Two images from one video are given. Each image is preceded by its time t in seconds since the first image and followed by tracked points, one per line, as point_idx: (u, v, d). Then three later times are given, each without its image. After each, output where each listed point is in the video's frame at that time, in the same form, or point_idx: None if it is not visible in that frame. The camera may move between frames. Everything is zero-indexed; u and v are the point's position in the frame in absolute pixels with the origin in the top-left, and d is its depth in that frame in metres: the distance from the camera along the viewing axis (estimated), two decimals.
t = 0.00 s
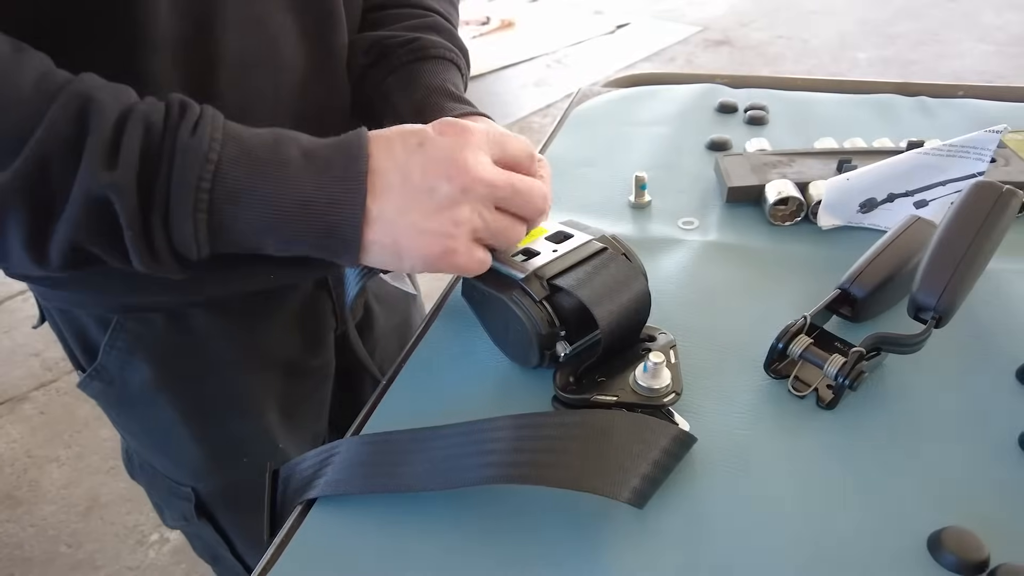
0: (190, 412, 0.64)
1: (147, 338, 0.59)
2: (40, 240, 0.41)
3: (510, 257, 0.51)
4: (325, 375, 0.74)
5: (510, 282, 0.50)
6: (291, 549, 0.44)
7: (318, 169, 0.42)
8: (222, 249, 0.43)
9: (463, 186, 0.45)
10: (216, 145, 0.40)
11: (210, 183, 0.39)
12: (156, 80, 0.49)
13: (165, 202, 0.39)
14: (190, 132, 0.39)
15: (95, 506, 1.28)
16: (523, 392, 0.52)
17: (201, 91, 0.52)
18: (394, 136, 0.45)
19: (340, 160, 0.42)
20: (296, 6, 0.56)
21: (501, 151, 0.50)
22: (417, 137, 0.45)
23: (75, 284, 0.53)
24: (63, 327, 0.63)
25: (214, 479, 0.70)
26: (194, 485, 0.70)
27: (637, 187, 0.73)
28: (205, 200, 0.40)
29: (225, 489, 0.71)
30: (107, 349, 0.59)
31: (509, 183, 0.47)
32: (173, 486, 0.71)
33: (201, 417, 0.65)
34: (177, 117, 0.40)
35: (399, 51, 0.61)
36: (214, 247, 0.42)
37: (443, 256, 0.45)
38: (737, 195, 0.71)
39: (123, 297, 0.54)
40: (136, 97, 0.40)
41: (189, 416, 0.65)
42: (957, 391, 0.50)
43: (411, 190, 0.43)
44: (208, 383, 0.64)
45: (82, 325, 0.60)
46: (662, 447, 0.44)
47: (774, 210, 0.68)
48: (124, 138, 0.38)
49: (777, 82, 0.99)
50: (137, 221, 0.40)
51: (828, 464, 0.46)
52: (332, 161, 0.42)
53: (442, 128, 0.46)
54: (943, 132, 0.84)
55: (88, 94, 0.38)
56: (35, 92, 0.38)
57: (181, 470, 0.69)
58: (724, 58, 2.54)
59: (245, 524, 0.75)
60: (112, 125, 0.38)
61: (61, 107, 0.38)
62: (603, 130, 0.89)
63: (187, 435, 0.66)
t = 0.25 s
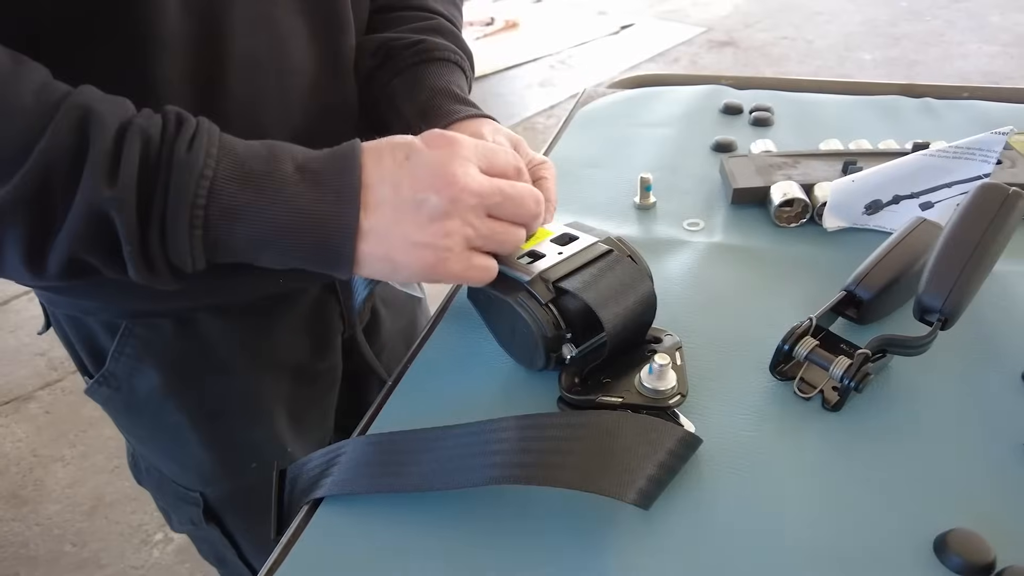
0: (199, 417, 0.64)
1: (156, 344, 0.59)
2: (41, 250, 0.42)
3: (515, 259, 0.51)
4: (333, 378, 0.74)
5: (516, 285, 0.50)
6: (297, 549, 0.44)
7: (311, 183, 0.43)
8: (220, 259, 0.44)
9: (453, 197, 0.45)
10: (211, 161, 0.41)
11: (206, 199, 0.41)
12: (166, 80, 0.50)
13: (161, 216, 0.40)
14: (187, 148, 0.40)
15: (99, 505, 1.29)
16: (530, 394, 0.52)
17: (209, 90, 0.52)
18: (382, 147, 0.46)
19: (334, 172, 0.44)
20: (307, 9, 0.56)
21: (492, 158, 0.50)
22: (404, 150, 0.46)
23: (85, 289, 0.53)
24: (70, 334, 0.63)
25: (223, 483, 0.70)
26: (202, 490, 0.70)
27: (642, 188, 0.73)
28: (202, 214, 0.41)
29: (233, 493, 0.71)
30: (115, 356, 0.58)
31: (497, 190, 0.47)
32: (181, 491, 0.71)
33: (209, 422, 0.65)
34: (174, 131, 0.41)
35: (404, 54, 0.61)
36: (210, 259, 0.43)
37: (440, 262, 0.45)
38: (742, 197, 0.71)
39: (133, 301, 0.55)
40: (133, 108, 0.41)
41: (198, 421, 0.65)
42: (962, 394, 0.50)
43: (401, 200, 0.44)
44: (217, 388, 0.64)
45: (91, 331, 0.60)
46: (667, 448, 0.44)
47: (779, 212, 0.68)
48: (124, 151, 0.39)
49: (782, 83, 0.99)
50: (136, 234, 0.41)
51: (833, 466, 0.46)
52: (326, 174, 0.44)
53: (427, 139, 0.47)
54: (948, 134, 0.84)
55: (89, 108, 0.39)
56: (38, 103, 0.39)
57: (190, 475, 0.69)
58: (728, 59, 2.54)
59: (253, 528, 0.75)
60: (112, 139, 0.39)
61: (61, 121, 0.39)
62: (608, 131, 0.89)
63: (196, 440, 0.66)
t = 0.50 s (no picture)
0: (206, 420, 0.64)
1: (162, 348, 0.59)
2: (53, 261, 0.41)
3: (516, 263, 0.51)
4: (339, 380, 0.74)
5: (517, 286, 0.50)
6: (305, 553, 0.44)
7: (320, 204, 0.43)
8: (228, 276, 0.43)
9: (446, 218, 0.45)
10: (223, 178, 0.41)
11: (215, 215, 0.40)
12: (175, 83, 0.49)
13: (171, 231, 0.40)
14: (201, 163, 0.40)
15: (103, 505, 1.29)
16: (537, 396, 0.52)
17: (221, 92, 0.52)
18: (382, 170, 0.45)
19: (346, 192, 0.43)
20: (317, 12, 0.56)
21: (490, 181, 0.49)
22: (403, 172, 0.45)
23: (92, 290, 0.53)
24: (76, 338, 0.62)
25: (229, 486, 0.69)
26: (208, 493, 0.70)
27: (649, 190, 0.73)
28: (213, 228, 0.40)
29: (239, 496, 0.71)
30: (121, 359, 0.58)
31: (493, 211, 0.47)
32: (187, 494, 0.71)
33: (215, 424, 0.65)
34: (189, 148, 0.41)
35: (410, 55, 0.61)
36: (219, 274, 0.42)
37: (432, 281, 0.46)
38: (750, 199, 0.71)
39: (139, 303, 0.55)
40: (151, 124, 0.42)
41: (204, 424, 0.64)
42: (973, 398, 0.50)
43: (398, 220, 0.44)
44: (224, 390, 0.64)
45: (96, 334, 0.60)
46: (677, 451, 0.44)
47: (787, 214, 0.68)
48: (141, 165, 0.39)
49: (789, 85, 0.99)
50: (147, 247, 0.40)
51: (843, 470, 0.46)
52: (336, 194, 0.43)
53: (425, 162, 0.47)
54: (957, 135, 0.84)
55: (110, 122, 0.39)
56: (63, 114, 0.39)
57: (196, 478, 0.68)
58: (733, 60, 2.54)
59: (258, 532, 0.74)
60: (129, 152, 0.39)
61: (84, 133, 0.39)
62: (614, 133, 0.89)
63: (202, 443, 0.65)
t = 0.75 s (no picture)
0: (206, 423, 0.64)
1: (162, 350, 0.59)
2: (51, 266, 0.40)
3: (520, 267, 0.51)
4: (340, 382, 0.73)
5: (521, 290, 0.49)
6: (305, 556, 0.44)
7: (324, 212, 0.43)
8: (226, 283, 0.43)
9: (450, 222, 0.45)
10: (228, 184, 0.41)
11: (219, 221, 0.40)
12: (176, 82, 0.48)
13: (174, 236, 0.40)
14: (206, 169, 0.40)
15: (105, 505, 1.28)
16: (540, 401, 0.51)
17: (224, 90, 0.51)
18: (384, 178, 0.45)
19: (350, 199, 0.44)
20: (320, 12, 0.56)
21: (493, 186, 0.49)
22: (405, 179, 0.45)
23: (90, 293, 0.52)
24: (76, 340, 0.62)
25: (229, 489, 0.69)
26: (208, 496, 0.69)
27: (653, 191, 0.72)
28: (215, 235, 0.40)
29: (239, 500, 0.70)
30: (121, 361, 0.58)
31: (497, 214, 0.47)
32: (187, 496, 0.70)
33: (216, 428, 0.65)
34: (195, 154, 0.41)
35: (412, 55, 0.61)
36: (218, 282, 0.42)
37: (435, 286, 0.45)
38: (755, 200, 0.71)
39: (137, 307, 0.55)
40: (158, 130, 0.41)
41: (204, 427, 0.64)
42: (982, 403, 0.49)
43: (402, 225, 0.44)
44: (225, 394, 0.64)
45: (96, 336, 0.60)
46: (681, 457, 0.43)
47: (792, 215, 0.67)
48: (146, 171, 0.39)
49: (794, 85, 0.98)
50: (150, 254, 0.40)
51: (849, 476, 0.45)
52: (339, 205, 0.43)
53: (427, 168, 0.47)
54: (963, 136, 0.83)
55: (116, 125, 0.39)
56: (70, 117, 0.39)
57: (196, 481, 0.68)
58: (737, 60, 2.53)
59: (259, 534, 0.74)
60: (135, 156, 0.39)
61: (91, 136, 0.39)
62: (618, 133, 0.88)
63: (203, 445, 0.65)
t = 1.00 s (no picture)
0: (198, 428, 0.64)
1: (153, 355, 0.58)
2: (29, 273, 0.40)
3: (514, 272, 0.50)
4: (334, 385, 0.73)
5: (514, 296, 0.48)
6: (293, 565, 0.43)
7: (308, 217, 0.43)
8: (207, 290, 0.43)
9: (439, 228, 0.44)
10: (209, 190, 0.40)
11: (199, 227, 0.40)
12: (164, 83, 0.48)
13: (153, 242, 0.40)
14: (187, 174, 0.40)
15: (105, 505, 1.28)
16: (533, 408, 0.50)
17: (213, 92, 0.50)
18: (371, 183, 0.45)
19: (334, 205, 0.43)
20: (314, 13, 0.55)
21: (483, 191, 0.48)
22: (393, 184, 0.45)
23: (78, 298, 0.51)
24: (66, 344, 0.62)
25: (222, 494, 0.69)
26: (200, 501, 0.69)
27: (652, 195, 0.71)
28: (195, 242, 0.40)
29: (232, 504, 0.70)
30: (110, 365, 0.58)
31: (487, 219, 0.46)
32: (179, 501, 0.70)
33: (208, 432, 0.64)
34: (175, 159, 0.41)
35: (404, 61, 0.61)
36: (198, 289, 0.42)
37: (424, 293, 0.45)
38: (755, 204, 0.70)
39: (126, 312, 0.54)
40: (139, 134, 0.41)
41: (195, 431, 0.64)
42: (984, 412, 0.49)
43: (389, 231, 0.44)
44: (216, 399, 0.63)
45: (86, 340, 0.60)
46: (675, 468, 0.43)
47: (792, 219, 0.67)
48: (125, 176, 0.39)
49: (797, 87, 0.97)
50: (128, 260, 0.40)
51: (847, 487, 0.45)
52: (323, 210, 0.43)
53: (415, 172, 0.46)
54: (968, 139, 0.82)
55: (96, 129, 0.39)
56: (47, 120, 0.38)
57: (188, 485, 0.68)
58: (742, 61, 2.52)
59: (252, 538, 0.73)
60: (114, 161, 0.39)
61: (70, 139, 0.38)
62: (618, 135, 0.88)
63: (194, 450, 0.65)
